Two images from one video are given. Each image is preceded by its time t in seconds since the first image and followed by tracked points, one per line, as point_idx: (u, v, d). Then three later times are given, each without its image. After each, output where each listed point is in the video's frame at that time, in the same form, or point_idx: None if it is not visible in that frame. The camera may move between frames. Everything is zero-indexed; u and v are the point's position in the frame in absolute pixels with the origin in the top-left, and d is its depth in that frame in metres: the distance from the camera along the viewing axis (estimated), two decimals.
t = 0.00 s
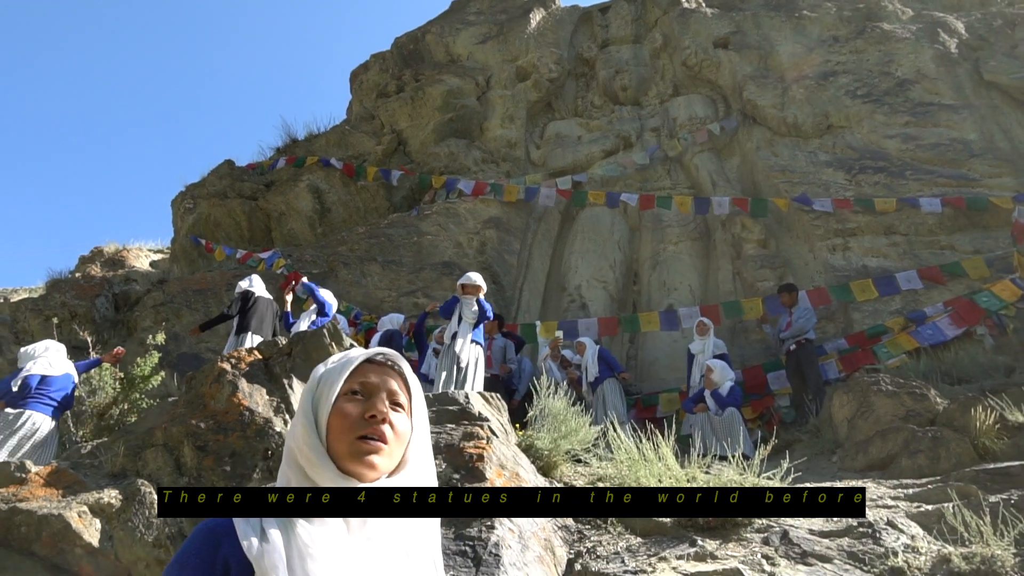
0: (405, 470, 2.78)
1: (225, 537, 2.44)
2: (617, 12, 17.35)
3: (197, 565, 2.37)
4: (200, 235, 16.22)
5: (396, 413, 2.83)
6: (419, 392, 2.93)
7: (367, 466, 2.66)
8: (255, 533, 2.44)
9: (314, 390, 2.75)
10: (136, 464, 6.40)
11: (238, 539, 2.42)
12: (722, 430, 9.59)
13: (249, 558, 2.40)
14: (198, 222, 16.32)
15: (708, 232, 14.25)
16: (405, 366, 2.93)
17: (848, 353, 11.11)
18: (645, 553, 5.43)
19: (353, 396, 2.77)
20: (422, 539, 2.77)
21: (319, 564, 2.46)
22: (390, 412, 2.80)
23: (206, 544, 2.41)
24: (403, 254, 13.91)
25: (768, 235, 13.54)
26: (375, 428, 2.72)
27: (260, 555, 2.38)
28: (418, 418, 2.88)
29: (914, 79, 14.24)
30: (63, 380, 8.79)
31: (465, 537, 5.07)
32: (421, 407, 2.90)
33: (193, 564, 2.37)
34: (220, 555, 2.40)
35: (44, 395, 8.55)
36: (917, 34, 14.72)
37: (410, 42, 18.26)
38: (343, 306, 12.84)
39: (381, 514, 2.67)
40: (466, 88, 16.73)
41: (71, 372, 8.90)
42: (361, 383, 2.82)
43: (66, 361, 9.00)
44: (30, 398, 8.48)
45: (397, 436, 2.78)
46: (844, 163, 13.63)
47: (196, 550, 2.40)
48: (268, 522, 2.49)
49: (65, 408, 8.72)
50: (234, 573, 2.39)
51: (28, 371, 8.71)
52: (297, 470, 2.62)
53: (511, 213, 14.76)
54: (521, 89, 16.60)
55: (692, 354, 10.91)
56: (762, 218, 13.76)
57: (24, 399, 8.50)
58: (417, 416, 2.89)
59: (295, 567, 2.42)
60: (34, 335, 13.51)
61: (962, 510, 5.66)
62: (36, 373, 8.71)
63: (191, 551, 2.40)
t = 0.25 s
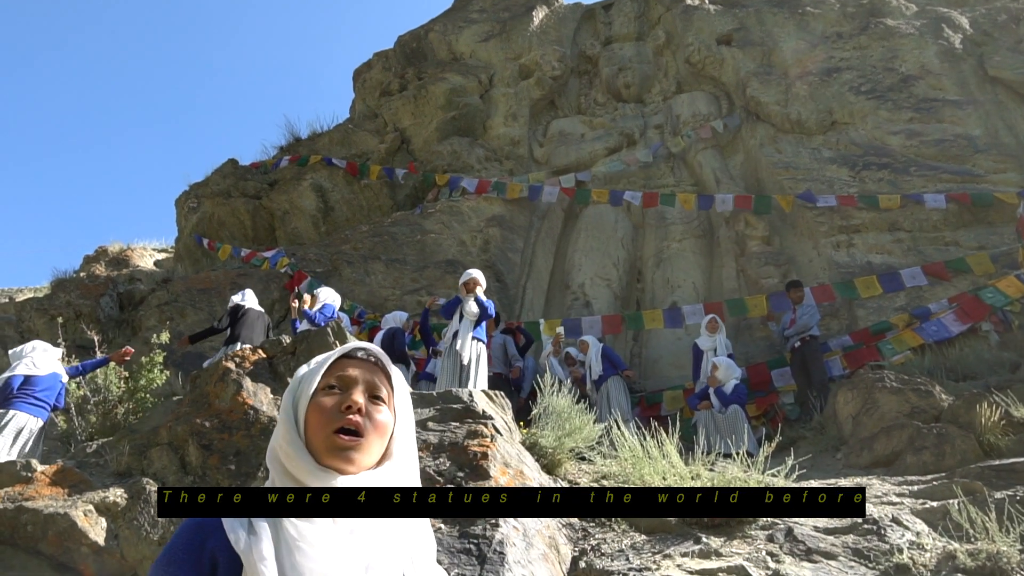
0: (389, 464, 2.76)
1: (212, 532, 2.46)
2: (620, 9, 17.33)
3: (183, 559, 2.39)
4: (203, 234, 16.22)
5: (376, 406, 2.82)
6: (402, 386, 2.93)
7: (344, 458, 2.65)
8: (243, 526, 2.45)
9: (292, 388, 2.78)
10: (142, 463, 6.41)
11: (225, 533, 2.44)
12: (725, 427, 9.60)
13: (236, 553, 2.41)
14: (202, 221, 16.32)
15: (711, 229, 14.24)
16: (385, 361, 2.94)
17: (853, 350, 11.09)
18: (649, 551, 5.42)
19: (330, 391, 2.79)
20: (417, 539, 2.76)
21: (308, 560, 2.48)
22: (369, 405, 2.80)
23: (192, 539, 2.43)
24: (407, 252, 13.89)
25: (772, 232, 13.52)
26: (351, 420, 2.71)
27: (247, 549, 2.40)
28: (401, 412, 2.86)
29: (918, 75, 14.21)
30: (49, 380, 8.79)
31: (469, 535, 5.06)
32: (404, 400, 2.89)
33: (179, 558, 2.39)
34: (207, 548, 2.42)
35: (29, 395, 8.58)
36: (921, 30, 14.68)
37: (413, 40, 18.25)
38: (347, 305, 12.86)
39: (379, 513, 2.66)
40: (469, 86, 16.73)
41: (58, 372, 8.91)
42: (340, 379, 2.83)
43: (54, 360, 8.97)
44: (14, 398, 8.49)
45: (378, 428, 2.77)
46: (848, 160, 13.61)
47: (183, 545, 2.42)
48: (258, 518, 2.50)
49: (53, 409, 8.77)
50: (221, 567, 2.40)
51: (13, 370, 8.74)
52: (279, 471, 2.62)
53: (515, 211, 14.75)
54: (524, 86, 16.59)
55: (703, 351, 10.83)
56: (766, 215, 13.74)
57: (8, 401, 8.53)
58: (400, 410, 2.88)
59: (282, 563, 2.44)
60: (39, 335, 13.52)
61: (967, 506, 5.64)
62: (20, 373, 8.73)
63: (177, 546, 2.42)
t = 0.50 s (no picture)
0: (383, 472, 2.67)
1: (203, 537, 2.33)
2: (621, 8, 17.32)
3: (175, 565, 2.25)
4: (206, 234, 16.23)
5: (371, 414, 2.73)
6: (398, 393, 2.84)
7: (335, 465, 2.56)
8: (234, 529, 2.34)
9: (285, 391, 2.69)
10: (145, 464, 6.40)
11: (217, 536, 2.32)
12: (728, 425, 9.60)
13: (230, 556, 2.30)
14: (205, 222, 16.33)
15: (713, 228, 14.23)
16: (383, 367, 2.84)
17: (856, 348, 11.08)
18: (652, 550, 5.42)
19: (323, 397, 2.69)
20: (410, 539, 2.67)
21: (304, 561, 2.38)
22: (363, 413, 2.70)
23: (182, 544, 2.30)
24: (409, 251, 13.89)
25: (774, 231, 13.50)
26: (344, 428, 2.62)
27: (241, 551, 2.28)
28: (397, 420, 2.77)
29: (920, 72, 14.20)
30: (47, 379, 8.81)
31: (472, 535, 5.06)
32: (401, 409, 2.80)
33: (171, 564, 2.26)
34: (198, 555, 2.29)
35: (28, 394, 8.59)
36: (923, 27, 14.66)
37: (414, 40, 18.26)
38: (349, 305, 12.87)
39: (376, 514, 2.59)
40: (471, 86, 16.73)
41: (57, 371, 8.92)
42: (335, 384, 2.74)
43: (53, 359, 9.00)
44: (13, 397, 8.51)
45: (372, 436, 2.68)
46: (850, 158, 13.59)
47: (174, 548, 2.29)
48: (248, 519, 2.39)
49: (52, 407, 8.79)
50: (215, 572, 2.28)
51: (11, 370, 8.75)
52: (270, 474, 2.54)
53: (517, 210, 14.74)
54: (525, 86, 16.57)
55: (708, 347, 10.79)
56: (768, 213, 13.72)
57: (9, 401, 8.55)
58: (396, 418, 2.79)
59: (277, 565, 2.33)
60: (43, 336, 13.54)
61: (970, 504, 5.63)
62: (19, 372, 8.75)
63: (168, 551, 2.29)
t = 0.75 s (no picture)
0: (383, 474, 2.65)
1: (203, 539, 2.33)
2: (622, 8, 17.32)
3: (176, 568, 2.26)
4: (209, 237, 16.24)
5: (370, 418, 2.70)
6: (398, 395, 2.80)
7: (334, 470, 2.54)
8: (234, 532, 2.35)
9: (283, 394, 2.66)
10: (149, 466, 6.40)
11: (217, 539, 2.32)
12: (732, 425, 9.57)
13: (230, 559, 2.30)
14: (208, 225, 16.33)
15: (716, 227, 14.22)
16: (383, 369, 2.80)
17: (859, 346, 11.07)
18: (656, 550, 5.41)
19: (322, 401, 2.66)
20: (412, 540, 2.66)
21: (305, 564, 2.37)
22: (361, 418, 2.67)
23: (182, 546, 2.30)
24: (411, 253, 13.89)
25: (777, 229, 13.49)
26: (341, 435, 2.59)
27: (241, 554, 2.29)
28: (397, 423, 2.74)
29: (921, 69, 14.18)
30: (50, 382, 8.81)
31: (476, 535, 5.06)
32: (401, 412, 2.77)
33: (171, 567, 2.26)
34: (199, 558, 2.29)
35: (32, 397, 8.60)
36: (924, 24, 14.65)
37: (415, 41, 18.26)
38: (352, 306, 12.88)
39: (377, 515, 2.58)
40: (473, 87, 16.72)
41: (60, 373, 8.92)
42: (333, 387, 2.70)
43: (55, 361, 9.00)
44: (17, 401, 8.52)
45: (370, 441, 2.65)
46: (853, 156, 13.57)
47: (174, 551, 2.29)
48: (248, 522, 2.40)
49: (56, 410, 8.80)
50: (215, 574, 2.28)
51: (16, 373, 8.74)
52: (268, 478, 2.52)
53: (519, 211, 14.74)
54: (526, 86, 16.56)
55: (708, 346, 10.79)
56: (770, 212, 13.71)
57: (13, 404, 8.55)
58: (396, 420, 2.75)
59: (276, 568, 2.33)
60: (47, 339, 13.54)
61: (975, 502, 5.62)
62: (23, 375, 8.74)
63: (168, 554, 2.29)
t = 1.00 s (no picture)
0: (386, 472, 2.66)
1: (205, 535, 2.34)
2: (624, 8, 17.31)
3: (177, 564, 2.27)
4: (212, 238, 16.24)
5: (373, 416, 2.71)
6: (401, 392, 2.81)
7: (338, 468, 2.55)
8: (235, 529, 2.36)
9: (286, 394, 2.66)
10: (152, 467, 6.39)
11: (218, 534, 2.33)
12: (734, 426, 9.58)
13: (231, 555, 2.31)
14: (211, 226, 16.34)
15: (718, 227, 14.22)
16: (385, 367, 2.81)
17: (862, 346, 11.06)
18: (659, 550, 5.40)
19: (325, 399, 2.66)
20: (412, 541, 2.66)
21: (306, 562, 2.38)
22: (365, 415, 2.68)
23: (185, 542, 2.31)
24: (414, 253, 13.89)
25: (779, 230, 13.47)
26: (346, 432, 2.60)
27: (241, 551, 2.30)
28: (400, 421, 2.75)
29: (924, 69, 14.16)
30: (54, 382, 8.80)
31: (478, 536, 5.05)
32: (404, 410, 2.77)
33: (172, 563, 2.27)
34: (200, 553, 2.30)
35: (36, 398, 8.61)
36: (927, 24, 14.63)
37: (417, 42, 18.26)
38: (355, 307, 12.90)
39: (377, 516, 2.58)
40: (475, 87, 16.72)
41: (63, 374, 8.92)
42: (337, 386, 2.71)
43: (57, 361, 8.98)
44: (22, 401, 8.51)
45: (374, 439, 2.66)
46: (855, 156, 13.55)
47: (176, 547, 2.30)
48: (250, 518, 2.41)
49: (60, 410, 8.81)
50: (216, 570, 2.29)
51: (20, 373, 8.72)
52: (272, 475, 2.52)
53: (521, 211, 14.73)
54: (529, 86, 16.55)
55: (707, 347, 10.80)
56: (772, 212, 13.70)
57: (16, 404, 8.56)
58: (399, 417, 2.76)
59: (276, 566, 2.34)
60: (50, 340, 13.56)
61: (978, 502, 5.62)
62: (27, 375, 8.72)
63: (170, 549, 2.31)
